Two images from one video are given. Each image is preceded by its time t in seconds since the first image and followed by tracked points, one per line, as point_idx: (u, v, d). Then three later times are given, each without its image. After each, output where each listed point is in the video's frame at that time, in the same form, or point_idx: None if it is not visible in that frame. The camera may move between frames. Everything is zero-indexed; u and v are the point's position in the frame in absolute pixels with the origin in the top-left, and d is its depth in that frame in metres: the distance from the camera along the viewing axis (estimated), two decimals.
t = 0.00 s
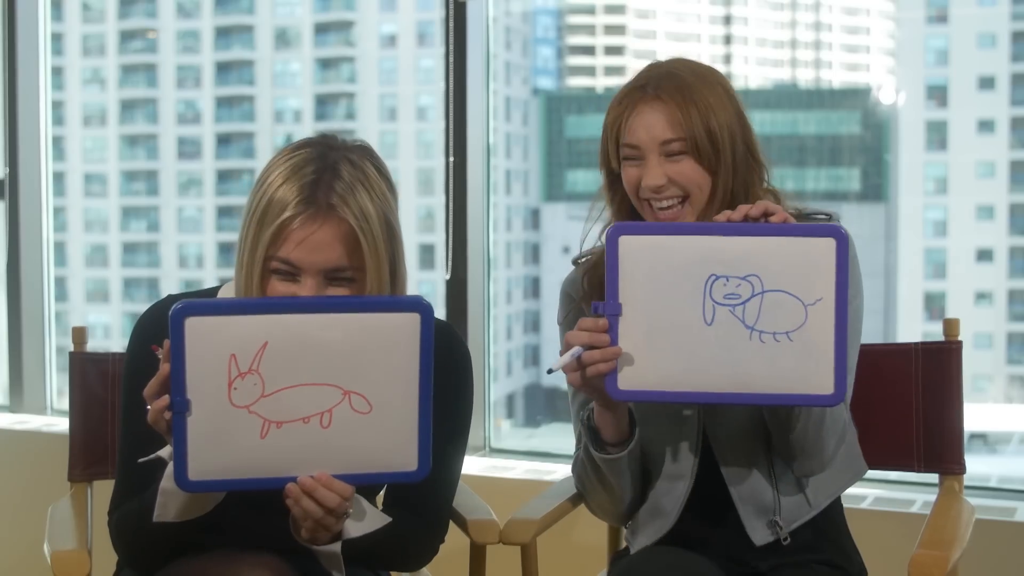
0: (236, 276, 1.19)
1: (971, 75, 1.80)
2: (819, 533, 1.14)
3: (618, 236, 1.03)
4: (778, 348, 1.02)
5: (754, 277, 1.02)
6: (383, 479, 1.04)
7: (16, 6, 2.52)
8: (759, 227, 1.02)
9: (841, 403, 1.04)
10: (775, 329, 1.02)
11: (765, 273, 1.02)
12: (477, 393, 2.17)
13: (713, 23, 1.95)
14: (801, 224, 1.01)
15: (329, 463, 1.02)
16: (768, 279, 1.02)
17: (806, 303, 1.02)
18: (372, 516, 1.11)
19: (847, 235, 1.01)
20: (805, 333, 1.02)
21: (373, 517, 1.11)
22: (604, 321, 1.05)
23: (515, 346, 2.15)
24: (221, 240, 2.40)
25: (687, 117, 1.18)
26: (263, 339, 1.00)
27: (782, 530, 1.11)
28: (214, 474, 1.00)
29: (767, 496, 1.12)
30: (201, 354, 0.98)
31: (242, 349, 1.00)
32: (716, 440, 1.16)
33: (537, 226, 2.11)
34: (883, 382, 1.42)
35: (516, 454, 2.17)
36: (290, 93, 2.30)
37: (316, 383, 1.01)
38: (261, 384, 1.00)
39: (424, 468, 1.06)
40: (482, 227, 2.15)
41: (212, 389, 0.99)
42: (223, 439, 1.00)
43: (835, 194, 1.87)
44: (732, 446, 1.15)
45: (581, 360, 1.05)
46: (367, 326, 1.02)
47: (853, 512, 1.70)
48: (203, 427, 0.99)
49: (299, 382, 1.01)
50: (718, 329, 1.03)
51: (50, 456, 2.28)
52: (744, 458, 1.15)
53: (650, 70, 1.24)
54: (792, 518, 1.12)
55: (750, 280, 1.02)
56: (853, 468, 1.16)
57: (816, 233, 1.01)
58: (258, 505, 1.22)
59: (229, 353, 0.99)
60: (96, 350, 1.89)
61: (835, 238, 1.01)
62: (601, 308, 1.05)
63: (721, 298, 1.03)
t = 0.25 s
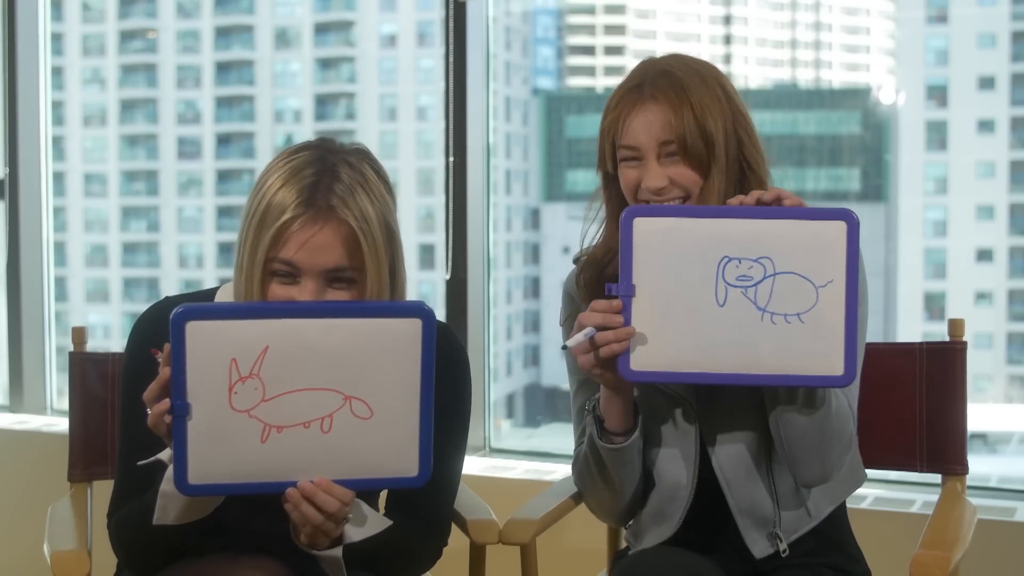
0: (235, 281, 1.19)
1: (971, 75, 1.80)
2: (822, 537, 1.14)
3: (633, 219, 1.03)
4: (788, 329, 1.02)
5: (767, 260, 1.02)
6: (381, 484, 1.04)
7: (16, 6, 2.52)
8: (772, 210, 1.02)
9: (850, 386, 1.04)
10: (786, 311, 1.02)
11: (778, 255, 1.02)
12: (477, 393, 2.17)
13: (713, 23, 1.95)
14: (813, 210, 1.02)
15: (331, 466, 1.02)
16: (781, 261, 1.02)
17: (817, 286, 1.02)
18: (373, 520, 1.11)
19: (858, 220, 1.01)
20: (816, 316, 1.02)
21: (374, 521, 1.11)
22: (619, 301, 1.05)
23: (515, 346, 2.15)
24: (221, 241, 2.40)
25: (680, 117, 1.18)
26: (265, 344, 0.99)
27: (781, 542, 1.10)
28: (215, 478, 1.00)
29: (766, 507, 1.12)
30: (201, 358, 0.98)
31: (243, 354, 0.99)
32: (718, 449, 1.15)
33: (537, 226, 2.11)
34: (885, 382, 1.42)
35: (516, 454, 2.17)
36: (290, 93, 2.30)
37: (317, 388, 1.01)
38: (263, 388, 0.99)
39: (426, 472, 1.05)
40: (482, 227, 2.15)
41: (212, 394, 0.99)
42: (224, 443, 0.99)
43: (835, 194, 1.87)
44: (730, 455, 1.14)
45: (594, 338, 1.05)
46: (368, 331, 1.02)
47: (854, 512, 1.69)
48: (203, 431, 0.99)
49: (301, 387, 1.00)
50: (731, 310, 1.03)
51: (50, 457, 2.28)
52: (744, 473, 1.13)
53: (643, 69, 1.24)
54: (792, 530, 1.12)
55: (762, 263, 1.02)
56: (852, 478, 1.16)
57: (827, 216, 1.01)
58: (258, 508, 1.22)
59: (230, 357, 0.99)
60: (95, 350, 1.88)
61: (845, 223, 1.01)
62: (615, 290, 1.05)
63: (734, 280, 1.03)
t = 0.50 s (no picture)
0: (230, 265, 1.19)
1: (971, 75, 1.80)
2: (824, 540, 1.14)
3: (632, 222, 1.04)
4: (788, 331, 1.02)
5: (765, 260, 1.02)
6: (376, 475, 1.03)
7: (16, 6, 2.52)
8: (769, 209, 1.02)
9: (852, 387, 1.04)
10: (785, 312, 1.02)
11: (776, 256, 1.02)
12: (477, 393, 2.17)
13: (713, 23, 1.95)
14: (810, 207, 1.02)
15: (327, 454, 1.02)
16: (780, 262, 1.02)
17: (816, 286, 1.02)
18: (371, 511, 1.16)
19: (858, 219, 1.01)
20: (815, 317, 1.02)
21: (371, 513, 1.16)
22: (616, 304, 1.05)
23: (515, 345, 2.15)
24: (221, 241, 2.39)
25: (711, 98, 1.19)
26: (261, 332, 1.00)
27: (780, 548, 1.10)
28: (210, 465, 1.00)
29: (766, 513, 1.12)
30: (198, 344, 0.98)
31: (240, 341, 0.99)
32: (718, 452, 1.15)
33: (537, 226, 2.11)
34: (886, 382, 1.42)
35: (517, 454, 2.17)
36: (290, 93, 2.30)
37: (313, 376, 1.01)
38: (259, 376, 1.00)
39: (422, 466, 1.04)
40: (482, 227, 2.15)
41: (209, 381, 0.99)
42: (220, 431, 0.99)
43: (835, 194, 1.87)
44: (730, 459, 1.14)
45: (592, 343, 1.05)
46: (365, 319, 1.02)
47: (854, 512, 1.69)
48: (200, 420, 0.99)
49: (297, 374, 1.00)
50: (729, 311, 1.03)
51: (50, 456, 2.28)
52: (744, 478, 1.13)
53: (660, 54, 1.25)
54: (791, 535, 1.12)
55: (761, 263, 1.02)
56: (853, 482, 1.15)
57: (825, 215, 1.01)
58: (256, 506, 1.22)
59: (227, 344, 0.99)
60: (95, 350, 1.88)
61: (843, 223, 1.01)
62: (613, 293, 1.05)
63: (732, 281, 1.03)
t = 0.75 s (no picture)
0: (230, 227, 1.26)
1: (971, 75, 1.80)
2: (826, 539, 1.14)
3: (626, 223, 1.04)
4: (781, 327, 1.02)
5: (757, 258, 1.02)
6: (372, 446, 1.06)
7: (16, 6, 2.52)
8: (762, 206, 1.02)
9: (847, 382, 1.04)
10: (778, 309, 1.02)
11: (768, 253, 1.02)
12: (477, 393, 2.17)
13: (713, 23, 1.95)
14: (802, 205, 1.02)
15: (323, 425, 1.04)
16: (770, 258, 1.02)
17: (808, 283, 1.02)
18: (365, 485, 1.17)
19: (849, 214, 1.01)
20: (808, 312, 1.02)
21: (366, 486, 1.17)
22: (610, 305, 1.05)
23: (515, 345, 2.15)
24: (221, 241, 2.39)
25: (704, 97, 1.20)
26: (260, 308, 1.03)
27: (788, 545, 1.10)
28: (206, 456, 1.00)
29: (771, 512, 1.12)
30: (197, 321, 1.02)
31: (239, 317, 1.03)
32: (720, 450, 1.15)
33: (536, 226, 2.11)
34: (886, 382, 1.42)
35: (517, 454, 2.17)
36: (290, 93, 2.30)
37: (311, 350, 1.04)
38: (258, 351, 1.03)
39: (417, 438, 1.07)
40: (482, 227, 2.15)
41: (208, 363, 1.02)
42: (220, 405, 1.02)
43: (835, 194, 1.86)
44: (733, 458, 1.14)
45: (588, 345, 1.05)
46: (358, 294, 1.05)
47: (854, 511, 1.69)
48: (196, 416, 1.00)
49: (295, 349, 1.04)
50: (722, 310, 1.03)
51: (49, 456, 2.28)
52: (746, 478, 1.13)
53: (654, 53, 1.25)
54: (798, 531, 1.12)
55: (753, 261, 1.02)
56: (859, 475, 1.15)
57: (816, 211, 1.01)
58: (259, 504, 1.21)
59: (227, 320, 1.03)
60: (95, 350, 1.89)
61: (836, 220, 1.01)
62: (606, 295, 1.05)
63: (724, 280, 1.03)
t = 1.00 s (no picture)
0: (241, 203, 1.28)
1: (971, 75, 1.80)
2: (822, 536, 1.14)
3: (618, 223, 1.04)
4: (772, 335, 1.02)
5: (751, 265, 1.02)
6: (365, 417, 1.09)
7: (16, 6, 2.51)
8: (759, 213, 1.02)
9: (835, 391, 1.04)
10: (770, 316, 1.03)
11: (762, 261, 1.02)
12: (477, 394, 2.17)
13: (712, 23, 1.95)
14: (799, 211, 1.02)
15: (317, 401, 1.07)
16: (765, 267, 1.02)
17: (800, 290, 1.02)
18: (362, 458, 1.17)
19: (843, 226, 1.01)
20: (799, 321, 1.02)
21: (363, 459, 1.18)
22: (603, 306, 1.05)
23: (515, 346, 2.15)
24: (221, 241, 2.39)
25: (690, 103, 1.19)
26: (256, 284, 1.06)
27: (779, 543, 1.10)
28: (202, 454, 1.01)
29: (763, 510, 1.12)
30: (198, 299, 1.05)
31: (236, 293, 1.06)
32: (712, 448, 1.15)
33: (537, 226, 2.12)
34: (885, 382, 1.42)
35: (517, 454, 2.17)
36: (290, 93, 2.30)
37: (306, 325, 1.07)
38: (255, 326, 1.06)
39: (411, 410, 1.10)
40: (482, 227, 2.14)
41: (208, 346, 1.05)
42: (220, 380, 1.05)
43: (835, 194, 1.87)
44: (725, 456, 1.15)
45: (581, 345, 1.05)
46: (353, 271, 1.08)
47: (854, 512, 1.69)
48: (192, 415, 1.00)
49: (290, 324, 1.07)
50: (714, 315, 1.03)
51: (49, 456, 2.28)
52: (738, 474, 1.14)
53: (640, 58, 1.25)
54: (790, 530, 1.12)
55: (746, 268, 1.02)
56: (855, 472, 1.15)
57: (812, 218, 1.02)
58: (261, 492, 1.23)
59: (224, 297, 1.06)
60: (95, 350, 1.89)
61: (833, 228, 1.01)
62: (600, 295, 1.05)
63: (718, 285, 1.03)
